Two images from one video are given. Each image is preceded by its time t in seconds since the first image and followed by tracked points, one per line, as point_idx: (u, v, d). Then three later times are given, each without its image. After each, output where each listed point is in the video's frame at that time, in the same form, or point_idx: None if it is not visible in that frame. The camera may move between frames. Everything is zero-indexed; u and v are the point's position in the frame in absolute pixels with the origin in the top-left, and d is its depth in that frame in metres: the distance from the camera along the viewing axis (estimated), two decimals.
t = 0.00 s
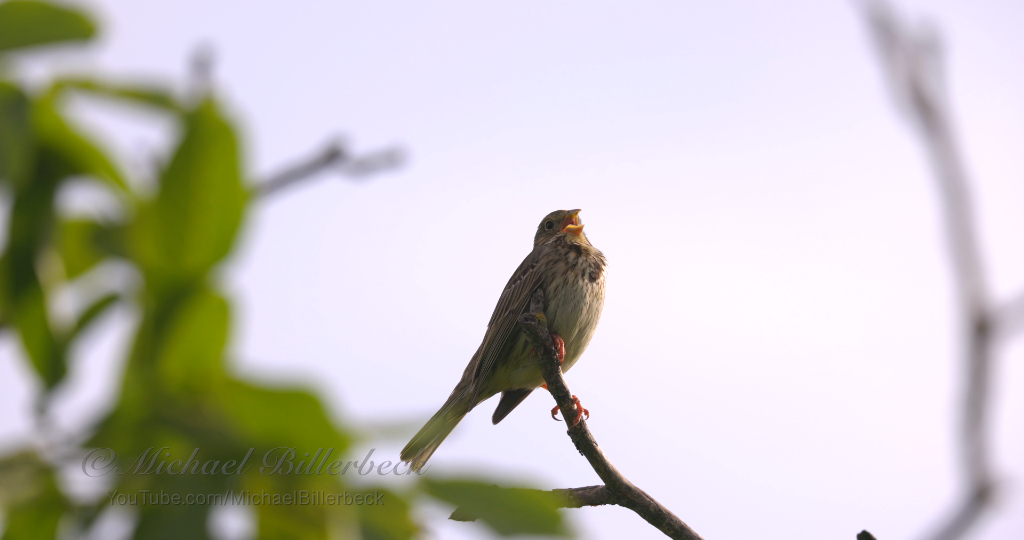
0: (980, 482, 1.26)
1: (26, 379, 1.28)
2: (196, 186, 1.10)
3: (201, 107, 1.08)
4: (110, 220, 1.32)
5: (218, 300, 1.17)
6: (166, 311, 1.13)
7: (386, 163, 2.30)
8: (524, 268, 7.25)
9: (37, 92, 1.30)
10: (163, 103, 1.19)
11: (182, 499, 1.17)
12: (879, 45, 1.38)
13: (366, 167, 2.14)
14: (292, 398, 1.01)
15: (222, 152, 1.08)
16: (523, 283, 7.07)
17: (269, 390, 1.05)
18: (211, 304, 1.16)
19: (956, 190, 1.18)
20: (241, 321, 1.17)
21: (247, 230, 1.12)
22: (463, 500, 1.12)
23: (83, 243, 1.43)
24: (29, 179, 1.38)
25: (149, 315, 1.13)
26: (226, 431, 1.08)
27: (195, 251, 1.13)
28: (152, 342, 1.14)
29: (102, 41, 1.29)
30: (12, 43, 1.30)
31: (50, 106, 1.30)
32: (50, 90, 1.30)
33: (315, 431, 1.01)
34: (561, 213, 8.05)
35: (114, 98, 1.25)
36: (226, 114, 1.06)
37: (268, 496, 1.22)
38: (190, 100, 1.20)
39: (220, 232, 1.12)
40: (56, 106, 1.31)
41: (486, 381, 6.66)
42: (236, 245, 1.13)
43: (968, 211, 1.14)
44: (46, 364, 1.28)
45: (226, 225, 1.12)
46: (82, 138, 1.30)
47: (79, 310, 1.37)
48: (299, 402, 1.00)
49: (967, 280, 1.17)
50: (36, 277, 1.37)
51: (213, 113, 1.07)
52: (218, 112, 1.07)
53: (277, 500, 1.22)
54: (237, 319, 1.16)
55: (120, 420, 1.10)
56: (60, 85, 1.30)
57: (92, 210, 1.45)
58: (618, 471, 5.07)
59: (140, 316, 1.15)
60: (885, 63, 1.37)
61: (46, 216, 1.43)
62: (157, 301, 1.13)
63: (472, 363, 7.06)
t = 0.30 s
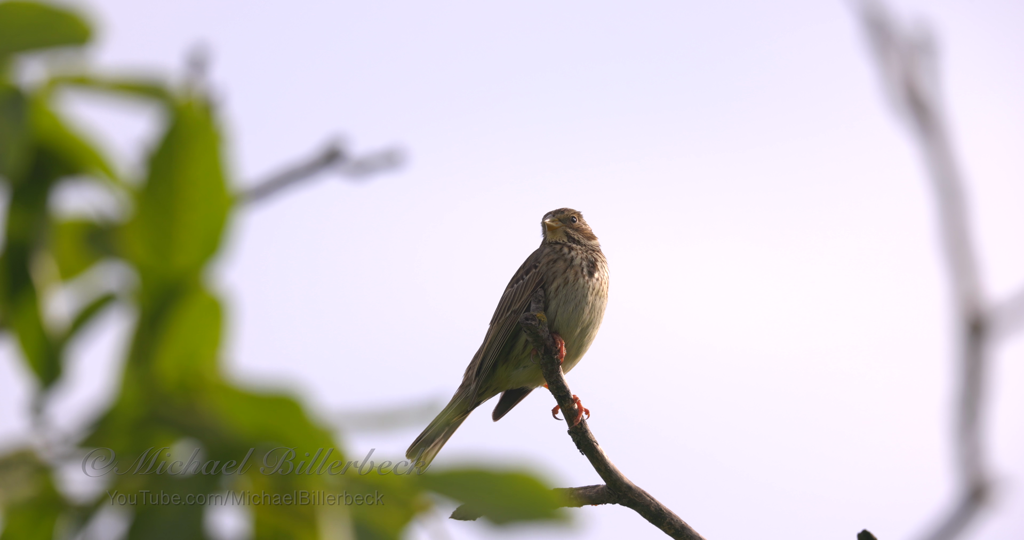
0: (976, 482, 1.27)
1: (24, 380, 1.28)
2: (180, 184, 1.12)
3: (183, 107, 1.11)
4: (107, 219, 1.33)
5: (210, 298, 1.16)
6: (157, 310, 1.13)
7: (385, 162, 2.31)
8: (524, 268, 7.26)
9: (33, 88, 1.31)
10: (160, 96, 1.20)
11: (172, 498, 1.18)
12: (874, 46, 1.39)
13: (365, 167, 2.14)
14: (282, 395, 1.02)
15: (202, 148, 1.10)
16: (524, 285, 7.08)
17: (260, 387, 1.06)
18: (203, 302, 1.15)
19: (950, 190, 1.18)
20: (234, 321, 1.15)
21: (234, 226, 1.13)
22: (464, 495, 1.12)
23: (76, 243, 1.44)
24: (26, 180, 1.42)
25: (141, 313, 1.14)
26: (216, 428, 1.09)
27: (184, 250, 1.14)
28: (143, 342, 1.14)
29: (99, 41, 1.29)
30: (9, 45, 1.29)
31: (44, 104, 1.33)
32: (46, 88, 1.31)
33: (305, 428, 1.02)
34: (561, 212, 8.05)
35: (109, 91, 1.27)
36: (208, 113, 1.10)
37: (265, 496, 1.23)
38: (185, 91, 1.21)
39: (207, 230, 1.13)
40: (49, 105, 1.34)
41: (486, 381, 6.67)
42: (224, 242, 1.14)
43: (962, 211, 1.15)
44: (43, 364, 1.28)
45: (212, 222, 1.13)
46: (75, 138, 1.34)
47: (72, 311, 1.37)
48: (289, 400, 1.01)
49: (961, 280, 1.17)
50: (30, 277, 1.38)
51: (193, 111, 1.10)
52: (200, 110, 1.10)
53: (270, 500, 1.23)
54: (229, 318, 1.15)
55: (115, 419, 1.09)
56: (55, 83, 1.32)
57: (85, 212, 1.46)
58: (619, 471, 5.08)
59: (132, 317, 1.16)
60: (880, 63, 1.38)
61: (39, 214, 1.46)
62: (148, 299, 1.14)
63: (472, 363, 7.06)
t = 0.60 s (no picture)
0: (975, 485, 1.27)
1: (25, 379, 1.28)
2: (205, 185, 1.13)
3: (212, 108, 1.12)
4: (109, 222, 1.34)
5: (222, 298, 1.17)
6: (165, 309, 1.13)
7: (387, 165, 2.31)
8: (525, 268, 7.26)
9: (35, 87, 1.30)
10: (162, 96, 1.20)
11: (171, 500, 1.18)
12: (874, 47, 1.39)
13: (367, 170, 2.14)
14: (292, 400, 1.03)
15: (232, 151, 1.12)
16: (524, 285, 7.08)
17: (266, 391, 1.07)
18: (213, 303, 1.16)
19: (951, 193, 1.18)
20: (242, 319, 1.17)
21: (254, 230, 1.14)
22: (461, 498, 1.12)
23: (83, 242, 1.44)
24: (32, 178, 1.41)
25: (148, 313, 1.12)
26: (225, 428, 1.09)
27: (200, 250, 1.15)
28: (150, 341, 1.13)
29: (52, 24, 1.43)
30: None
31: (47, 100, 1.32)
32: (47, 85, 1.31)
33: (314, 433, 1.02)
34: (561, 213, 8.05)
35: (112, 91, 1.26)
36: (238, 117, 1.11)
37: (268, 495, 1.22)
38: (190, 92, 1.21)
39: (226, 231, 1.14)
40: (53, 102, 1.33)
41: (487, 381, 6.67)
42: (243, 247, 1.15)
43: (963, 214, 1.15)
44: (45, 364, 1.29)
45: (234, 224, 1.15)
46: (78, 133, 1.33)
47: (79, 307, 1.39)
48: (299, 403, 1.02)
49: (962, 283, 1.17)
50: (36, 274, 1.37)
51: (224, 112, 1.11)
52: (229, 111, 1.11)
53: (269, 498, 1.23)
54: (238, 320, 1.16)
55: (118, 419, 1.10)
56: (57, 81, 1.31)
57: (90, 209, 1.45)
58: (620, 471, 5.08)
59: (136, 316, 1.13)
60: (880, 65, 1.38)
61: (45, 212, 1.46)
62: (157, 300, 1.13)
63: (472, 363, 7.07)
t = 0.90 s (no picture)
0: (971, 483, 1.27)
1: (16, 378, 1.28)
2: (176, 187, 1.12)
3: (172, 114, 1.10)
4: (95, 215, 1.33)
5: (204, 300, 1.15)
6: (148, 312, 1.13)
7: (381, 161, 2.32)
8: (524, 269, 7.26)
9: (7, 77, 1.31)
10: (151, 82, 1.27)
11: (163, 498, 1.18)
12: (868, 46, 1.39)
13: (361, 166, 2.15)
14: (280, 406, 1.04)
15: (197, 151, 1.10)
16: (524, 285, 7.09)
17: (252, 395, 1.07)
18: (195, 306, 1.15)
19: (943, 191, 1.18)
20: (223, 325, 1.14)
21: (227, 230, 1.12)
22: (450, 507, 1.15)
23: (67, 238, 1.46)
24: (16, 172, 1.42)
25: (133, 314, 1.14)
26: (210, 430, 1.10)
27: (175, 252, 1.13)
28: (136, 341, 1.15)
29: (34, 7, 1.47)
30: None
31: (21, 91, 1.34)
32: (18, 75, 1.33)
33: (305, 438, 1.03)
34: (560, 213, 8.05)
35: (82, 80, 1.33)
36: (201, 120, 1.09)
37: (263, 497, 1.21)
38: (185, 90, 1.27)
39: (198, 233, 1.12)
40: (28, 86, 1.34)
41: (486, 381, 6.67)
42: (216, 247, 1.13)
43: (955, 212, 1.15)
44: (36, 363, 1.30)
45: (206, 225, 1.12)
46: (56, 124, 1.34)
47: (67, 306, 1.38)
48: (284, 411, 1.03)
49: (955, 282, 1.18)
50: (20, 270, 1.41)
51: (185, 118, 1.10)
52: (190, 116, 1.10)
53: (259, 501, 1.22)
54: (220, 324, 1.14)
55: (107, 419, 1.12)
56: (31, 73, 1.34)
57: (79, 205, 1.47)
58: (619, 471, 5.08)
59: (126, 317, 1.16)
60: (874, 64, 1.39)
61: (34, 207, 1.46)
62: (140, 303, 1.14)
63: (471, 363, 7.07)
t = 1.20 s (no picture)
0: (981, 487, 1.27)
1: (25, 376, 1.28)
2: (173, 182, 1.12)
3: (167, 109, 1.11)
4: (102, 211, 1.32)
5: (212, 295, 1.14)
6: (156, 308, 1.13)
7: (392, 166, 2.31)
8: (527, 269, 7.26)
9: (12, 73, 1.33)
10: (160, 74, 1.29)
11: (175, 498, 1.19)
12: (880, 49, 1.39)
13: (372, 171, 2.14)
14: (286, 398, 1.03)
15: (196, 144, 1.11)
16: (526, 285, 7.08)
17: (261, 388, 1.06)
18: (203, 301, 1.14)
19: (956, 195, 1.18)
20: (233, 316, 1.12)
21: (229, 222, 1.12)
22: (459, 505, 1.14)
23: (78, 236, 1.45)
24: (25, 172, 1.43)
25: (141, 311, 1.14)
26: (223, 425, 1.09)
27: (180, 247, 1.14)
28: (144, 337, 1.14)
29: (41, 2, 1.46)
30: None
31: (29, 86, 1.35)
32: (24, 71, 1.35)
33: (308, 430, 1.02)
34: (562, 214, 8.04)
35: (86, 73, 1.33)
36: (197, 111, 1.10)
37: (268, 496, 1.22)
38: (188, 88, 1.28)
39: (202, 226, 1.13)
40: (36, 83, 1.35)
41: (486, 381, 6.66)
42: (221, 238, 1.13)
43: (969, 215, 1.15)
44: (44, 362, 1.29)
45: (208, 218, 1.13)
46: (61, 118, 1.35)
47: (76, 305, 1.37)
48: (292, 396, 1.02)
49: (968, 285, 1.17)
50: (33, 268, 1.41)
51: (178, 112, 1.11)
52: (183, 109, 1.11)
53: (274, 500, 1.23)
54: (229, 315, 1.12)
55: (116, 417, 1.11)
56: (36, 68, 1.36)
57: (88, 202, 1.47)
58: (620, 471, 5.07)
59: (135, 313, 1.15)
60: (887, 68, 1.38)
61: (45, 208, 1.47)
62: (148, 299, 1.14)
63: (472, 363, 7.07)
